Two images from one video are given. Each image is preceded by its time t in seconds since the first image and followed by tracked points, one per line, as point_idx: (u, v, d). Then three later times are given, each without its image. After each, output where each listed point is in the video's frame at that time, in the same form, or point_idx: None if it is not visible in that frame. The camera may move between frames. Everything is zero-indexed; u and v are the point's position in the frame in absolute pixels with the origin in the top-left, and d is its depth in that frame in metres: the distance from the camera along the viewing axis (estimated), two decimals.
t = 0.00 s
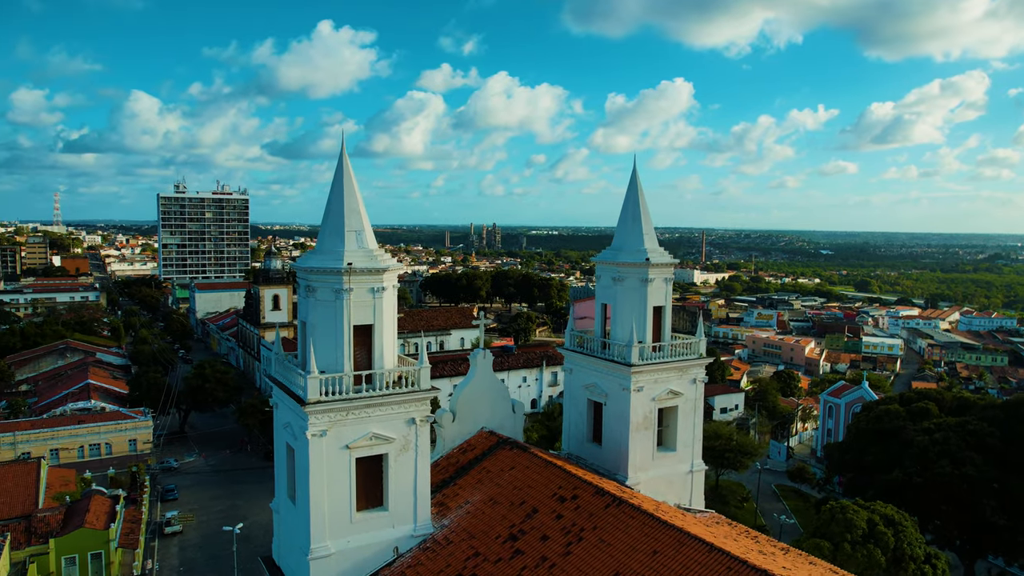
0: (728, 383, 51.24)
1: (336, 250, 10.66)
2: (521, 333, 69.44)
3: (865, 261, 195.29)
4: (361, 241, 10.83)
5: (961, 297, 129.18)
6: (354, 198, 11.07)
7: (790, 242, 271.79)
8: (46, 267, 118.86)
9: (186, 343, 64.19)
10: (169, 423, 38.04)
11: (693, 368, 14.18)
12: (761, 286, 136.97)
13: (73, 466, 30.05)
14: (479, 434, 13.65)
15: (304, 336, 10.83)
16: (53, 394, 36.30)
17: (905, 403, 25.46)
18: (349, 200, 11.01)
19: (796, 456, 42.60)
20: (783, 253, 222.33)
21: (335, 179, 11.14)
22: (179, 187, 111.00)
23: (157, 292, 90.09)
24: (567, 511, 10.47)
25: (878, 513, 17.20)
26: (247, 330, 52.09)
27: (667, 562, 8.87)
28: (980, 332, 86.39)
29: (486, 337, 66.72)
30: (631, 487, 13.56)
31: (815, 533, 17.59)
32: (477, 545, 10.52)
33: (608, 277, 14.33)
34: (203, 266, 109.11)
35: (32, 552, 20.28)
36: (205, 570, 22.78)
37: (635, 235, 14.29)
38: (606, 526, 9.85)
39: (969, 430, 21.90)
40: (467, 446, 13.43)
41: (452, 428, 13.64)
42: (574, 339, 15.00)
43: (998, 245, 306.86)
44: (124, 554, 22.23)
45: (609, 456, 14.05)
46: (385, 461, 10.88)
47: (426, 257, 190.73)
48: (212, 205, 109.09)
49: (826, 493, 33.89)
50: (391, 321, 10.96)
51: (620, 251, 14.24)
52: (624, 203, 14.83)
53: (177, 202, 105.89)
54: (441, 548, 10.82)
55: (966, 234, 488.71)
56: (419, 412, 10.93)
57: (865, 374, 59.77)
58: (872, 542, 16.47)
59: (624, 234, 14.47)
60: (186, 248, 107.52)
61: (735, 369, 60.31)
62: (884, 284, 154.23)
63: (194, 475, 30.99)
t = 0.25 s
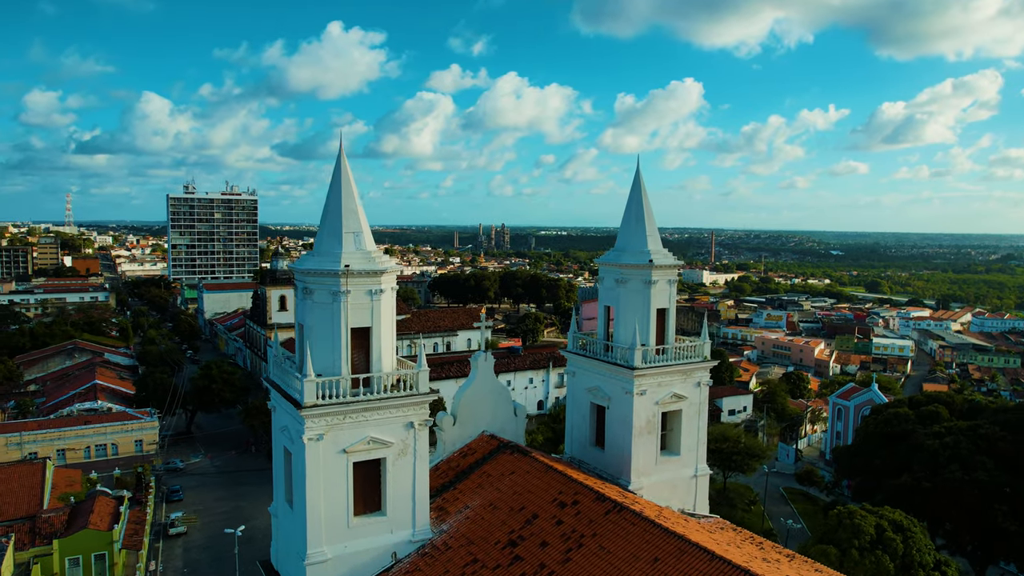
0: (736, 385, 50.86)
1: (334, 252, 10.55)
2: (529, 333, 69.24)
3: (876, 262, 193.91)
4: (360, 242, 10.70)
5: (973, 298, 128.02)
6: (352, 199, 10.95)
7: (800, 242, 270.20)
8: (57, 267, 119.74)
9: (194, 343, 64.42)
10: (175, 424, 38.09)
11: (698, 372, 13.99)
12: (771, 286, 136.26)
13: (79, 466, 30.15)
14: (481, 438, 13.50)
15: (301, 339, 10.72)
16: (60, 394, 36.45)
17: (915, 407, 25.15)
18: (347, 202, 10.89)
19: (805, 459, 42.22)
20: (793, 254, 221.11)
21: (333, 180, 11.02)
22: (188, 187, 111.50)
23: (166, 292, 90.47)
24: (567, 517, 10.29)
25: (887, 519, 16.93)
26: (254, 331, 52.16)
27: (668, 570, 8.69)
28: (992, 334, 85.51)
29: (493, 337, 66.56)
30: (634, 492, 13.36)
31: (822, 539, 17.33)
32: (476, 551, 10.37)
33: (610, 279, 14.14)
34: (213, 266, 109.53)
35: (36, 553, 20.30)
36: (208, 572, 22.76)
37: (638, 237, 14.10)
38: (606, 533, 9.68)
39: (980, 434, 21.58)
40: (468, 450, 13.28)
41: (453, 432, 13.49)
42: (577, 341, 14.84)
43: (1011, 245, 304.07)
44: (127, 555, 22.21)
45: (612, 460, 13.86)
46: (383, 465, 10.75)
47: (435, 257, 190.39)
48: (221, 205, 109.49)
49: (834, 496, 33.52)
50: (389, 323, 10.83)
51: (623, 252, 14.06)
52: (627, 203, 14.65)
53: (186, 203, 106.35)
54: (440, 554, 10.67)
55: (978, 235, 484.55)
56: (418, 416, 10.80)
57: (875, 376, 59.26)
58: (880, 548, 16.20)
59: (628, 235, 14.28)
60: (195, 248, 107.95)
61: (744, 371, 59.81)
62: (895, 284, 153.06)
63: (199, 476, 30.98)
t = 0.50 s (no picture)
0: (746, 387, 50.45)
1: (331, 253, 10.42)
2: (538, 334, 69.00)
3: (888, 262, 192.32)
4: (357, 244, 10.57)
5: (988, 299, 126.68)
6: (350, 200, 10.83)
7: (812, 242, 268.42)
8: (70, 268, 120.67)
9: (204, 344, 64.67)
10: (183, 425, 38.17)
11: (703, 375, 13.78)
12: (781, 287, 135.35)
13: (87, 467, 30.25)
14: (482, 442, 13.33)
15: (298, 342, 10.59)
16: (69, 394, 36.64)
17: (926, 410, 24.77)
18: (345, 203, 10.78)
19: (815, 461, 41.78)
20: (804, 254, 219.69)
21: (332, 181, 10.90)
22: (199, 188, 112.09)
23: (177, 292, 90.91)
24: (567, 524, 10.11)
25: (897, 525, 16.64)
26: (262, 331, 52.26)
27: None
28: (1007, 335, 84.50)
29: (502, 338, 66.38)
30: (638, 497, 13.15)
31: (831, 545, 17.04)
32: (475, 558, 10.20)
33: (614, 280, 13.95)
34: (223, 267, 110.06)
35: (41, 554, 20.30)
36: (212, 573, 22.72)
37: (642, 238, 13.89)
38: (607, 541, 9.50)
39: (993, 439, 21.20)
40: (469, 454, 13.13)
41: (455, 435, 13.33)
42: (581, 344, 14.65)
43: None
44: (132, 557, 22.19)
45: (616, 464, 13.66)
46: (381, 470, 10.60)
47: (445, 258, 190.45)
48: (231, 206, 109.96)
49: (845, 499, 33.12)
50: (388, 326, 10.70)
51: (627, 254, 13.86)
52: (631, 204, 14.45)
53: (196, 204, 106.88)
54: (438, 560, 10.51)
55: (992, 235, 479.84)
56: (416, 419, 10.65)
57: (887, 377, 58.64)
58: (890, 554, 15.92)
59: (632, 236, 14.07)
60: (206, 249, 108.48)
61: (754, 372, 59.29)
62: (908, 285, 151.73)
63: (206, 477, 30.99)
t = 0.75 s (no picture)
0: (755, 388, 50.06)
1: (329, 255, 10.30)
2: (546, 335, 68.75)
3: (900, 262, 190.96)
4: (356, 246, 10.45)
5: (1000, 299, 125.57)
6: (348, 201, 10.72)
7: (822, 243, 266.77)
8: (81, 269, 121.40)
9: (212, 345, 64.90)
10: (190, 426, 38.22)
11: (708, 378, 13.59)
12: (791, 287, 134.42)
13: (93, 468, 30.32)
14: (484, 445, 13.20)
15: (297, 344, 10.49)
16: (77, 394, 36.79)
17: (937, 413, 24.40)
18: (343, 203, 10.67)
19: (825, 463, 41.38)
20: (815, 254, 218.22)
21: (330, 182, 10.79)
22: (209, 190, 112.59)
23: (186, 293, 91.29)
24: (568, 530, 9.95)
25: (907, 530, 16.38)
26: (270, 332, 52.36)
27: None
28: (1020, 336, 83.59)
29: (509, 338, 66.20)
30: (642, 501, 12.98)
31: (839, 550, 16.81)
32: (474, 564, 10.06)
33: (617, 282, 13.77)
34: (232, 268, 110.52)
35: (45, 555, 20.31)
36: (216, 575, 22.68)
37: (646, 239, 13.71)
38: (608, 548, 9.32)
39: (1005, 442, 20.79)
40: (471, 457, 12.99)
41: (456, 439, 13.20)
42: (584, 346, 14.48)
43: None
44: (136, 558, 22.17)
45: (619, 468, 13.48)
46: (380, 475, 10.49)
47: (454, 259, 190.54)
48: (240, 207, 110.40)
49: (855, 502, 32.75)
50: (386, 329, 10.57)
51: (630, 255, 13.68)
52: (635, 204, 14.27)
53: (206, 205, 107.36)
54: (437, 566, 10.37)
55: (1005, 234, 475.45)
56: (415, 423, 10.51)
57: (898, 379, 58.08)
58: (899, 560, 15.69)
59: (635, 237, 13.89)
60: (215, 250, 108.96)
61: (764, 372, 58.81)
62: (919, 285, 150.56)
63: (212, 479, 31.01)
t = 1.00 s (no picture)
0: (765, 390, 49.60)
1: (327, 257, 10.17)
2: (555, 335, 68.46)
3: (913, 262, 189.17)
4: (354, 247, 10.31)
5: (1015, 299, 124.11)
6: (346, 202, 10.58)
7: (834, 243, 264.70)
8: (93, 269, 122.22)
9: (222, 345, 65.10)
10: (197, 427, 38.26)
11: (714, 382, 13.36)
12: (803, 287, 133.37)
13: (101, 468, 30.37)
14: (486, 449, 13.03)
15: (294, 347, 10.36)
16: (86, 395, 36.93)
17: (949, 416, 23.96)
18: (341, 205, 10.52)
19: (836, 466, 40.91)
20: (826, 254, 216.61)
21: (328, 182, 10.64)
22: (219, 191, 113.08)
23: (196, 294, 91.66)
24: (568, 537, 9.77)
25: (917, 536, 16.07)
26: (279, 333, 52.44)
27: None
28: None
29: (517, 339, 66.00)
30: (645, 507, 12.78)
31: (847, 556, 16.52)
32: (473, 571, 9.90)
33: (621, 283, 13.58)
34: (243, 268, 110.95)
35: (50, 556, 20.31)
36: None
37: (650, 240, 13.51)
38: (608, 556, 9.14)
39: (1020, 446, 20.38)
40: (472, 461, 12.83)
41: (457, 443, 13.04)
42: (587, 348, 14.29)
43: None
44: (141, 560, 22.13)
45: (623, 473, 13.28)
46: (378, 479, 10.33)
47: (464, 259, 190.52)
48: (250, 208, 110.77)
49: (865, 506, 32.34)
50: (385, 332, 10.43)
51: (634, 256, 13.49)
52: (640, 205, 14.06)
53: (216, 205, 107.82)
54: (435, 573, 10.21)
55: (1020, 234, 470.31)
56: (414, 428, 10.36)
57: (911, 380, 57.44)
58: (910, 567, 15.38)
59: (640, 238, 13.69)
60: (226, 250, 109.44)
61: (774, 373, 58.26)
62: (932, 285, 149.05)
63: (219, 480, 31.03)
